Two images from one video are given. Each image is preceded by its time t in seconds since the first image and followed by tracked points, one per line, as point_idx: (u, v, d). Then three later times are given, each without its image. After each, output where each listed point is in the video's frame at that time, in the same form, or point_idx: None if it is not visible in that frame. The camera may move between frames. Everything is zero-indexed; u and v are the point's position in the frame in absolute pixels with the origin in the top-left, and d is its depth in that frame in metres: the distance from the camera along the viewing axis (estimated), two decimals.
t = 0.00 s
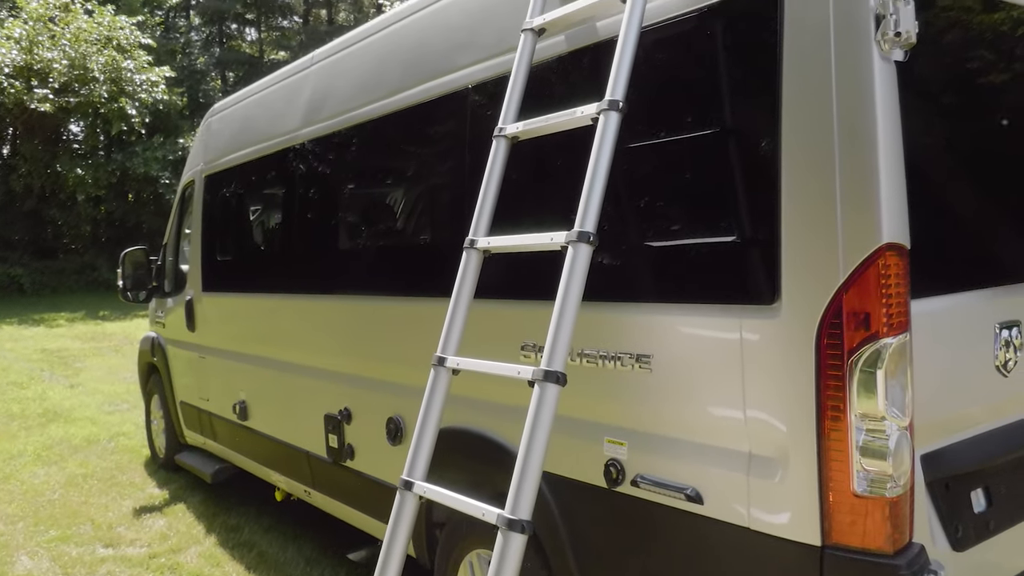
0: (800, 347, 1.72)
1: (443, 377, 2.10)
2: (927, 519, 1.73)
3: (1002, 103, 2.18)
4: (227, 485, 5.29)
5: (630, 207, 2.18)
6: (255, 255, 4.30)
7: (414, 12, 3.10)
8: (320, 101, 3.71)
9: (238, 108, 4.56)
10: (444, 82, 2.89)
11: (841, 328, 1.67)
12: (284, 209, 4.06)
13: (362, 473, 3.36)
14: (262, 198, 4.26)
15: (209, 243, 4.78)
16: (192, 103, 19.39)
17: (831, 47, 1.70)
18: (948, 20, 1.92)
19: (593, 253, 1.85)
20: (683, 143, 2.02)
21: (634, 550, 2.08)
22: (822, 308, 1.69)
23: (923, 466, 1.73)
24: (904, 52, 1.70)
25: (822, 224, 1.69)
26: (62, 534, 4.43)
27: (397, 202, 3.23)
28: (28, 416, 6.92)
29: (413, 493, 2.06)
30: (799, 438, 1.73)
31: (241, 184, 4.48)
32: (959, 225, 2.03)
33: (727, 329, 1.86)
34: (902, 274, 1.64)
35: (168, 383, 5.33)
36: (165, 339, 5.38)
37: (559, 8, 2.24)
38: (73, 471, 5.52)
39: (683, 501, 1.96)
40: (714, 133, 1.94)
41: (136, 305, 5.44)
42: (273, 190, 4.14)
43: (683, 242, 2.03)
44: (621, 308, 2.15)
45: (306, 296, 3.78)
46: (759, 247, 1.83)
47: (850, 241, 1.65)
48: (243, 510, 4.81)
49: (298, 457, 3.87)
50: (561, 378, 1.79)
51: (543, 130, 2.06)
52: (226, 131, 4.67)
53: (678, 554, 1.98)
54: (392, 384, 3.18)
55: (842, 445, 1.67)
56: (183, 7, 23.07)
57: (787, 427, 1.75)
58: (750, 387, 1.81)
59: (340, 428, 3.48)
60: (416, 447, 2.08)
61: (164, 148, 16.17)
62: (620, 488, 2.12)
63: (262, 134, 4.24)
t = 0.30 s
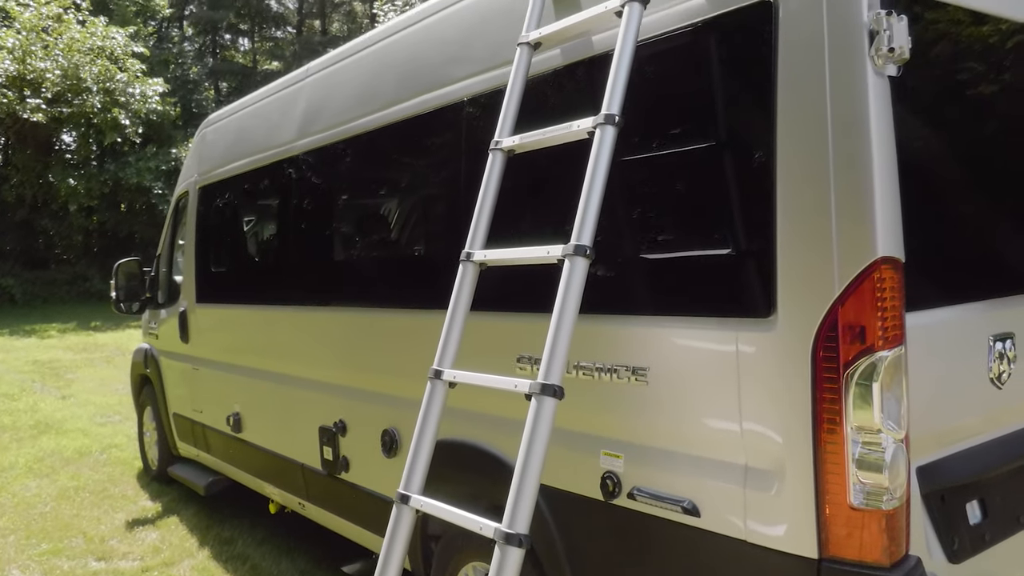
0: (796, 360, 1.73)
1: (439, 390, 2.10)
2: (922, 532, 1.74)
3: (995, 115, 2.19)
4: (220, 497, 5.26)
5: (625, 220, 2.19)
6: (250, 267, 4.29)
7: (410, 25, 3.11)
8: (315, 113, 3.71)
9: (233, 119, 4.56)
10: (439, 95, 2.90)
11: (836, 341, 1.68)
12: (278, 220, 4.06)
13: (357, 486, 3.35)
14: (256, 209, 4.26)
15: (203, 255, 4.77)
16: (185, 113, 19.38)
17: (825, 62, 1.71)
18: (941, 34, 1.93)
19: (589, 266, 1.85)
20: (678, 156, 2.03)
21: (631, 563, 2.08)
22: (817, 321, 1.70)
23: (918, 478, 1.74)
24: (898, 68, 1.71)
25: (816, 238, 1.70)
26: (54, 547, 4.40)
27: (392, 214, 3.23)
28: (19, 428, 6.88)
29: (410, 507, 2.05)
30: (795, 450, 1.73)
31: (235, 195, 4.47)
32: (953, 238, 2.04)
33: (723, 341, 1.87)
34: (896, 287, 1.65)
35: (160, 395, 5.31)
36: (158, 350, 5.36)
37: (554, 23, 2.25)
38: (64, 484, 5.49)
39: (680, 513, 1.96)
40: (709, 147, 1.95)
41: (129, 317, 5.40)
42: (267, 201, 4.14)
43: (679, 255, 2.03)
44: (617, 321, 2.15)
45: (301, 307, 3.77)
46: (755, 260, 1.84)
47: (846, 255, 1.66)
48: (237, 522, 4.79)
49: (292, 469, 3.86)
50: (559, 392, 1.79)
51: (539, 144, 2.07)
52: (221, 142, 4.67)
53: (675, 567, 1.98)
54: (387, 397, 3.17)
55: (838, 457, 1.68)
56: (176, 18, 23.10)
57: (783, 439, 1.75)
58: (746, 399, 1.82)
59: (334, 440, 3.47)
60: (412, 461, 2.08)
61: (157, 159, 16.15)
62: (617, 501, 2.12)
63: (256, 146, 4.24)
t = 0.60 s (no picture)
0: (791, 374, 1.74)
1: (435, 405, 2.10)
2: (918, 546, 1.74)
3: (986, 129, 2.20)
4: (212, 511, 5.24)
5: (620, 234, 2.20)
6: (243, 280, 4.28)
7: (404, 39, 3.12)
8: (309, 126, 3.72)
9: (226, 133, 4.56)
10: (434, 109, 2.90)
11: (831, 356, 1.68)
12: (272, 233, 4.05)
13: (351, 500, 3.33)
14: (249, 222, 4.26)
15: (196, 268, 4.76)
16: (177, 125, 19.37)
17: (818, 79, 1.73)
18: (931, 50, 1.95)
19: (585, 281, 1.86)
20: (673, 171, 2.04)
21: None
22: (811, 335, 1.70)
23: (914, 492, 1.75)
24: (890, 85, 1.72)
25: (811, 252, 1.71)
26: (45, 562, 4.36)
27: (386, 228, 3.24)
28: (9, 441, 6.84)
29: (406, 522, 2.05)
30: (791, 464, 1.74)
31: (228, 207, 4.47)
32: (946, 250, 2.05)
33: (718, 355, 1.88)
34: (891, 302, 1.66)
35: (152, 408, 5.28)
36: (150, 364, 5.33)
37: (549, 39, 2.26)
38: (55, 498, 5.45)
39: (676, 528, 1.96)
40: (703, 162, 1.96)
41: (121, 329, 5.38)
42: (261, 214, 4.13)
43: (674, 269, 2.04)
44: (612, 335, 2.16)
45: (295, 320, 3.77)
46: (749, 274, 1.85)
47: (840, 270, 1.67)
48: (229, 537, 4.76)
49: (285, 483, 3.84)
50: (555, 408, 1.79)
51: (535, 159, 2.07)
52: (214, 155, 4.66)
53: None
54: (382, 410, 3.17)
55: (834, 472, 1.68)
56: (169, 29, 23.14)
57: (778, 453, 1.76)
58: (742, 413, 1.82)
59: (329, 454, 3.46)
60: (408, 476, 2.08)
61: (148, 170, 16.14)
62: (613, 515, 2.12)
63: (250, 158, 4.24)
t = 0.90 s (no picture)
0: (787, 387, 1.74)
1: (431, 418, 2.09)
2: (915, 558, 1.74)
3: (978, 141, 2.22)
4: (205, 523, 5.21)
5: (616, 246, 2.20)
6: (237, 291, 4.28)
7: (399, 52, 3.13)
8: (304, 138, 3.72)
9: (221, 144, 4.56)
10: (429, 121, 2.91)
11: (827, 369, 1.69)
12: (266, 244, 4.05)
13: (346, 513, 3.32)
14: (243, 232, 4.26)
15: (190, 279, 4.75)
16: (170, 135, 19.34)
17: (813, 94, 1.74)
18: (924, 65, 1.97)
19: (581, 294, 1.86)
20: (669, 183, 2.05)
21: None
22: (808, 348, 1.71)
23: (910, 505, 1.75)
24: (883, 100, 1.73)
25: (807, 265, 1.72)
26: None
27: (380, 240, 3.24)
28: None
29: (402, 536, 2.04)
30: (788, 476, 1.74)
31: (222, 218, 4.46)
32: (940, 262, 2.07)
33: (715, 367, 1.88)
34: (886, 314, 1.67)
35: (145, 420, 5.26)
36: (143, 375, 5.31)
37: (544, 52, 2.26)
38: (47, 510, 5.41)
39: (673, 541, 1.96)
40: (698, 175, 1.97)
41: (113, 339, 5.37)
42: (255, 225, 4.13)
43: (670, 281, 2.05)
44: (609, 347, 2.16)
45: (289, 332, 3.76)
46: (744, 287, 1.86)
47: (835, 283, 1.68)
48: (223, 549, 4.74)
49: (280, 495, 3.82)
50: (552, 421, 1.79)
51: (531, 172, 2.08)
52: (209, 166, 4.66)
53: None
54: (377, 422, 3.16)
55: (831, 484, 1.69)
56: (162, 39, 23.16)
57: (775, 465, 1.77)
58: (738, 425, 1.83)
59: (323, 466, 3.45)
60: (404, 490, 2.08)
61: (141, 180, 16.11)
62: (609, 528, 2.12)
63: (245, 170, 4.24)
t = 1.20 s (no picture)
0: (784, 399, 1.75)
1: (427, 431, 2.09)
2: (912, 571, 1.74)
3: (969, 152, 2.24)
4: (198, 536, 5.18)
5: (611, 259, 2.21)
6: (231, 302, 4.27)
7: (395, 64, 3.14)
8: (299, 149, 3.72)
9: (215, 155, 4.55)
10: (425, 134, 2.91)
11: (823, 382, 1.70)
12: (260, 255, 4.04)
13: (341, 525, 3.31)
14: (236, 243, 4.25)
15: (183, 290, 4.74)
16: (163, 145, 19.31)
17: (808, 108, 1.75)
18: (916, 79, 1.99)
19: (578, 306, 1.87)
20: (664, 196, 2.06)
21: None
22: (804, 361, 1.72)
23: (906, 517, 1.76)
24: (877, 114, 1.74)
25: (803, 277, 1.73)
26: None
27: (374, 251, 3.24)
28: None
29: (398, 550, 2.03)
30: (784, 488, 1.75)
31: (216, 229, 4.45)
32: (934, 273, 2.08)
33: (711, 380, 1.89)
34: (881, 328, 1.68)
35: (138, 432, 5.23)
36: (136, 387, 5.28)
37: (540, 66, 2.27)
38: (38, 523, 5.37)
39: (670, 553, 1.96)
40: (694, 188, 1.98)
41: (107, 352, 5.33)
42: (250, 237, 4.12)
43: (665, 293, 2.05)
44: (605, 360, 2.17)
45: (284, 343, 3.75)
46: (740, 299, 1.87)
47: (831, 296, 1.69)
48: (216, 562, 4.71)
49: (273, 508, 3.81)
50: (549, 434, 1.79)
51: (528, 185, 2.08)
52: (203, 177, 4.66)
53: None
54: (372, 434, 3.14)
55: (827, 497, 1.69)
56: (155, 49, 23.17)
57: (771, 477, 1.77)
58: (734, 437, 1.83)
59: (318, 478, 3.44)
60: (401, 503, 2.07)
61: (133, 190, 16.08)
62: (606, 541, 2.12)
63: (239, 181, 4.24)
